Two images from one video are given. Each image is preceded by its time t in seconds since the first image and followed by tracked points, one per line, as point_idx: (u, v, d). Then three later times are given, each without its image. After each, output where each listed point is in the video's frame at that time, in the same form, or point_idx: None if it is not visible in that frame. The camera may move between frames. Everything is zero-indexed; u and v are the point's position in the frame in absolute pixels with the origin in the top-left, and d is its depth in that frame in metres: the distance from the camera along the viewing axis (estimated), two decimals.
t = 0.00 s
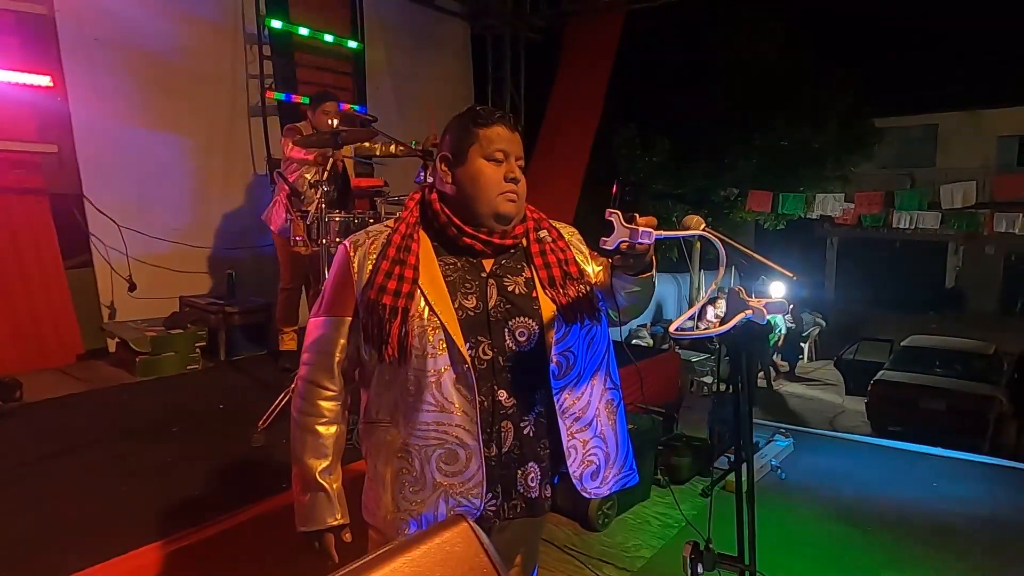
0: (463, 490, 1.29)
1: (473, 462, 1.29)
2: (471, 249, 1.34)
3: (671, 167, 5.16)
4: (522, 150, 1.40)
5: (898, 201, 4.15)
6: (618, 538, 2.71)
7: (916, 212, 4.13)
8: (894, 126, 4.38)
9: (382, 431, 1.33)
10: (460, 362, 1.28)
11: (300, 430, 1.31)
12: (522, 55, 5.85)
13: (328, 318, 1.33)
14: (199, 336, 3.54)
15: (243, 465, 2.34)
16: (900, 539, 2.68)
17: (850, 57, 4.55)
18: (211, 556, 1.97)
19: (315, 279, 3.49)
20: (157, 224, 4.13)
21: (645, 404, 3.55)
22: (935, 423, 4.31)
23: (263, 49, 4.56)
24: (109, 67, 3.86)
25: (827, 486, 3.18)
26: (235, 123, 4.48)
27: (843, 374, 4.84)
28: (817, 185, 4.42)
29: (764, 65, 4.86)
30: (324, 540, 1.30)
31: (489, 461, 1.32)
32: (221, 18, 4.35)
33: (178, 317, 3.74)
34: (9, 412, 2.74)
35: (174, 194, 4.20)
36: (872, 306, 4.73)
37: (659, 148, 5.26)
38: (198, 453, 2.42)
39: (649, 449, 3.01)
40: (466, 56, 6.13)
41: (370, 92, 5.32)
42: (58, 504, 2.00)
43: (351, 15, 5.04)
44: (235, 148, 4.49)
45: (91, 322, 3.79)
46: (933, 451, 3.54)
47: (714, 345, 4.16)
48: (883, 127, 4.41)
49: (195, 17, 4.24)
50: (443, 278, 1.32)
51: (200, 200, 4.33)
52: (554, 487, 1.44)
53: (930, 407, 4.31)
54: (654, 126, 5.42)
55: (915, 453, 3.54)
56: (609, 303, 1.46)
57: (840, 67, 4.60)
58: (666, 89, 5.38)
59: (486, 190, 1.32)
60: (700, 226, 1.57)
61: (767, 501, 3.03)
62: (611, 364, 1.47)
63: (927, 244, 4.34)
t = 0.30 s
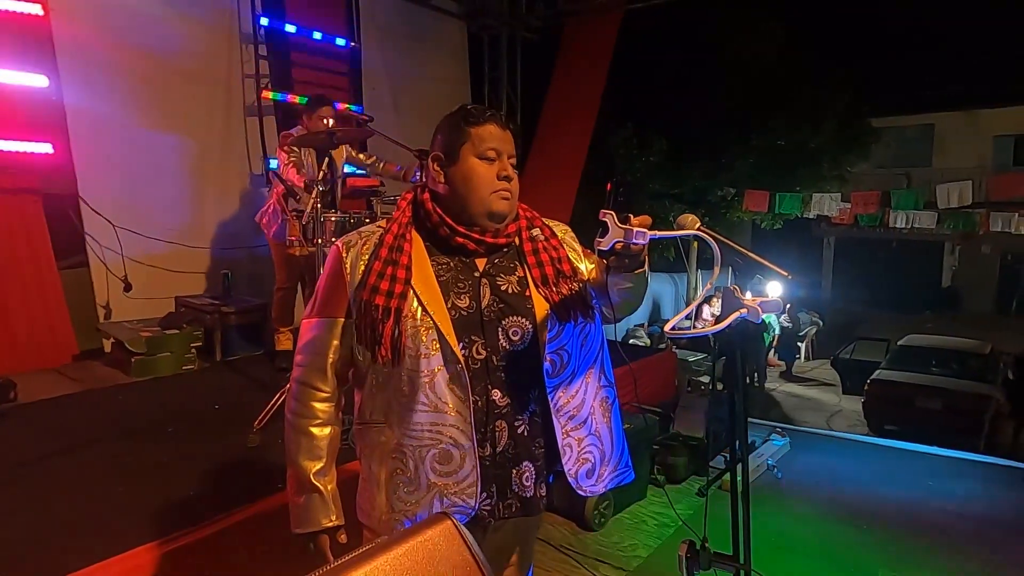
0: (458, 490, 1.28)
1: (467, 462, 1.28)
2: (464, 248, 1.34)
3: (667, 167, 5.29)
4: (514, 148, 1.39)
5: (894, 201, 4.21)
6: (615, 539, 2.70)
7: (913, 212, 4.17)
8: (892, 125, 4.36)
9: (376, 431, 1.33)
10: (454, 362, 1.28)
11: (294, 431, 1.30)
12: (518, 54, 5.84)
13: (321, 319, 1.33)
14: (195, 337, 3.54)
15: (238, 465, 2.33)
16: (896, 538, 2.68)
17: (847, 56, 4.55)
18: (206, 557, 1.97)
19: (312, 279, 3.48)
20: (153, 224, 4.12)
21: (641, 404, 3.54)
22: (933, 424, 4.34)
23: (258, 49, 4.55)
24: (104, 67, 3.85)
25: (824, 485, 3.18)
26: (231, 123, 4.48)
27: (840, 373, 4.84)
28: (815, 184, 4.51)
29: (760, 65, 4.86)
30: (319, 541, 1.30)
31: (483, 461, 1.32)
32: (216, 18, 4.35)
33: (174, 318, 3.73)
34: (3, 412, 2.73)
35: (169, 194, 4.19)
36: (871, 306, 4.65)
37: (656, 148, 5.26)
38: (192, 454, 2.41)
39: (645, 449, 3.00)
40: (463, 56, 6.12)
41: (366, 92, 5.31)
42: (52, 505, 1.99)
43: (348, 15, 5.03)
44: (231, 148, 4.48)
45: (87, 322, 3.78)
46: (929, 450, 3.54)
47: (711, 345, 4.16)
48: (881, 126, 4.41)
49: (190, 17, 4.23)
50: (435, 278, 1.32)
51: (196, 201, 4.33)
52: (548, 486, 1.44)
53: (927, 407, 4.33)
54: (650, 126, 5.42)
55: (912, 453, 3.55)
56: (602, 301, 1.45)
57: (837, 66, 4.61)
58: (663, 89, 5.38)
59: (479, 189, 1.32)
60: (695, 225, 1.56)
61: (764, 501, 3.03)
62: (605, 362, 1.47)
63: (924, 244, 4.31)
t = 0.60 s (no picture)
0: (458, 490, 1.27)
1: (467, 462, 1.28)
2: (462, 248, 1.34)
3: (669, 167, 5.23)
4: (511, 146, 1.39)
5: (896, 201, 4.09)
6: (616, 538, 2.70)
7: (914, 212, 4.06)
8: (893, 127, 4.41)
9: (375, 432, 1.33)
10: (452, 361, 1.28)
11: (294, 433, 1.30)
12: (520, 54, 5.85)
13: (319, 322, 1.33)
14: (197, 336, 3.55)
15: (237, 465, 2.34)
16: (897, 539, 2.67)
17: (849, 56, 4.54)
18: (206, 557, 1.97)
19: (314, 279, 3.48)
20: (155, 224, 4.13)
21: (641, 404, 3.53)
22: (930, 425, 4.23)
23: (260, 49, 4.55)
24: (107, 67, 3.86)
25: (826, 486, 3.17)
26: (233, 122, 4.48)
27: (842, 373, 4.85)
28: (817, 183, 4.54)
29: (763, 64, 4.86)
30: (320, 542, 1.30)
31: (482, 460, 1.31)
32: (219, 18, 4.35)
33: (176, 317, 3.75)
34: (5, 412, 2.74)
35: (171, 194, 4.20)
36: (872, 306, 4.85)
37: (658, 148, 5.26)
38: (193, 453, 2.42)
39: (647, 449, 3.00)
40: (466, 56, 6.12)
41: (369, 93, 5.32)
42: (52, 505, 1.99)
43: (349, 15, 5.04)
44: (233, 148, 4.49)
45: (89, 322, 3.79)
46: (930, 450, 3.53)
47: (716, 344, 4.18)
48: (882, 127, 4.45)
49: (193, 17, 4.23)
50: (433, 278, 1.32)
51: (199, 201, 4.33)
52: (549, 485, 1.44)
53: (929, 407, 4.21)
54: (652, 126, 5.41)
55: (914, 453, 3.54)
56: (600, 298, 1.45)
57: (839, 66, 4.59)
58: (664, 89, 5.38)
59: (477, 189, 1.32)
60: (695, 226, 1.56)
61: (765, 502, 3.02)
62: (603, 359, 1.47)
63: (928, 245, 4.40)
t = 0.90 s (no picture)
0: (459, 489, 1.28)
1: (468, 460, 1.28)
2: (461, 247, 1.33)
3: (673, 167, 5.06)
4: (506, 146, 1.40)
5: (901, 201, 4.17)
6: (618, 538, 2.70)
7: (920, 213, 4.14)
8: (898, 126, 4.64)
9: (376, 432, 1.33)
10: (452, 361, 1.28)
11: (295, 435, 1.31)
12: (523, 54, 5.86)
13: (319, 324, 1.31)
14: (200, 335, 3.57)
15: (238, 464, 2.34)
16: (899, 540, 2.67)
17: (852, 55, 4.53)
18: (209, 556, 1.97)
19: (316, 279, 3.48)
20: (159, 224, 4.14)
21: (642, 404, 3.53)
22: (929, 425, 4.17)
23: (263, 49, 4.56)
24: (111, 68, 3.87)
25: (828, 486, 3.17)
26: (237, 123, 4.50)
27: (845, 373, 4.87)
28: (819, 184, 4.50)
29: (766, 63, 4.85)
30: (321, 543, 1.30)
31: (485, 458, 1.33)
32: (222, 18, 4.36)
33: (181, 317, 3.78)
34: (9, 410, 2.75)
35: (175, 194, 4.21)
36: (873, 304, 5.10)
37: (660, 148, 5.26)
38: (195, 452, 2.43)
39: (649, 449, 3.00)
40: (469, 55, 6.13)
41: (372, 92, 5.32)
42: (55, 503, 2.00)
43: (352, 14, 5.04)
44: (237, 148, 4.50)
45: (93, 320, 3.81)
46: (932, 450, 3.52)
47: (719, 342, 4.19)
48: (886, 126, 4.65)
49: (196, 17, 4.24)
50: (432, 278, 1.33)
51: (202, 200, 4.34)
52: (550, 484, 1.44)
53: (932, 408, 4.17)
54: (654, 126, 5.41)
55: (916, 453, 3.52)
56: (600, 297, 1.42)
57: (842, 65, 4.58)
58: (666, 89, 5.39)
59: (475, 188, 1.32)
60: (695, 226, 1.56)
61: (767, 502, 3.02)
62: (603, 357, 1.45)
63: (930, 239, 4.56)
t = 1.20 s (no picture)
0: (493, 485, 1.29)
1: (502, 458, 1.29)
2: (496, 247, 1.34)
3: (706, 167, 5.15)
4: (540, 146, 1.41)
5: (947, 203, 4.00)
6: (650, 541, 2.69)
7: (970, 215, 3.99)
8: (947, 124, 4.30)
9: (410, 428, 1.36)
10: (487, 359, 1.29)
11: (332, 428, 1.34)
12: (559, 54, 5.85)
13: (355, 320, 1.35)
14: (241, 331, 3.66)
15: (275, 457, 2.39)
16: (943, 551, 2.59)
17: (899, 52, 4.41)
18: (247, 548, 2.01)
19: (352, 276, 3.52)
20: (203, 222, 4.24)
21: (675, 407, 3.49)
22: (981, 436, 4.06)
23: (304, 51, 4.63)
24: (158, 70, 3.99)
25: (869, 495, 3.09)
26: (277, 123, 4.58)
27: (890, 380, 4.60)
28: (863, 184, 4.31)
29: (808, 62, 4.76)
30: (356, 536, 1.31)
31: (517, 456, 1.34)
32: (264, 20, 4.44)
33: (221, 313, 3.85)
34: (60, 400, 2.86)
35: (218, 193, 4.31)
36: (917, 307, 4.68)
37: (697, 148, 5.20)
38: (234, 445, 2.48)
39: (683, 453, 2.97)
40: (505, 55, 6.14)
41: (408, 92, 5.37)
42: (103, 492, 2.08)
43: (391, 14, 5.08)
44: (277, 148, 4.58)
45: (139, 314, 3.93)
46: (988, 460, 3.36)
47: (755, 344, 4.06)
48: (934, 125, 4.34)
49: (240, 20, 4.33)
50: (467, 277, 1.34)
51: (243, 199, 4.43)
52: (583, 481, 1.47)
53: (979, 416, 4.10)
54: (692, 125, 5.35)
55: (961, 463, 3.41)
56: (634, 297, 1.42)
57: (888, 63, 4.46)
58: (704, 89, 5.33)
59: (510, 187, 1.32)
60: (732, 227, 1.56)
61: (804, 509, 2.96)
62: (636, 358, 1.45)
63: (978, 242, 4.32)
